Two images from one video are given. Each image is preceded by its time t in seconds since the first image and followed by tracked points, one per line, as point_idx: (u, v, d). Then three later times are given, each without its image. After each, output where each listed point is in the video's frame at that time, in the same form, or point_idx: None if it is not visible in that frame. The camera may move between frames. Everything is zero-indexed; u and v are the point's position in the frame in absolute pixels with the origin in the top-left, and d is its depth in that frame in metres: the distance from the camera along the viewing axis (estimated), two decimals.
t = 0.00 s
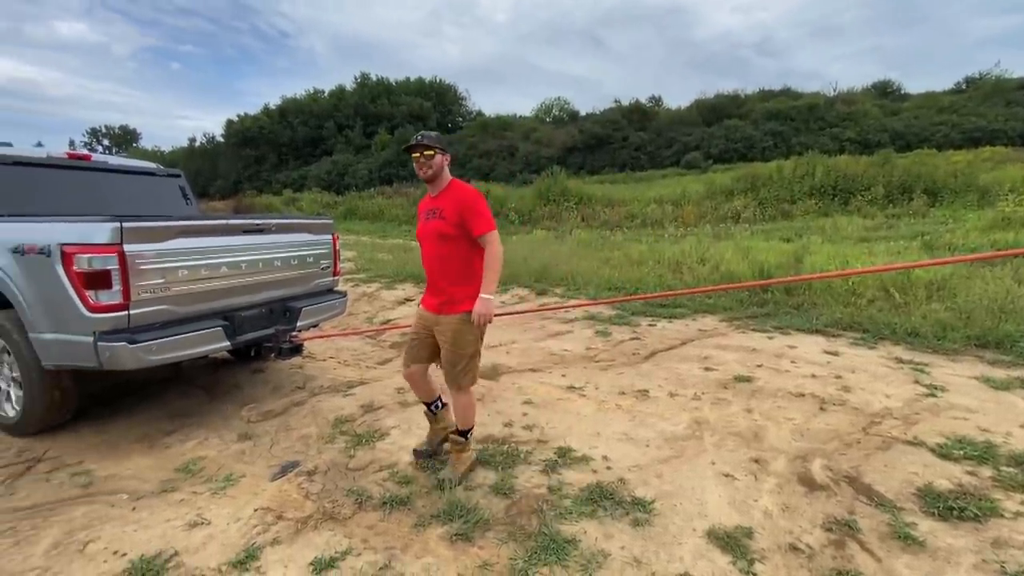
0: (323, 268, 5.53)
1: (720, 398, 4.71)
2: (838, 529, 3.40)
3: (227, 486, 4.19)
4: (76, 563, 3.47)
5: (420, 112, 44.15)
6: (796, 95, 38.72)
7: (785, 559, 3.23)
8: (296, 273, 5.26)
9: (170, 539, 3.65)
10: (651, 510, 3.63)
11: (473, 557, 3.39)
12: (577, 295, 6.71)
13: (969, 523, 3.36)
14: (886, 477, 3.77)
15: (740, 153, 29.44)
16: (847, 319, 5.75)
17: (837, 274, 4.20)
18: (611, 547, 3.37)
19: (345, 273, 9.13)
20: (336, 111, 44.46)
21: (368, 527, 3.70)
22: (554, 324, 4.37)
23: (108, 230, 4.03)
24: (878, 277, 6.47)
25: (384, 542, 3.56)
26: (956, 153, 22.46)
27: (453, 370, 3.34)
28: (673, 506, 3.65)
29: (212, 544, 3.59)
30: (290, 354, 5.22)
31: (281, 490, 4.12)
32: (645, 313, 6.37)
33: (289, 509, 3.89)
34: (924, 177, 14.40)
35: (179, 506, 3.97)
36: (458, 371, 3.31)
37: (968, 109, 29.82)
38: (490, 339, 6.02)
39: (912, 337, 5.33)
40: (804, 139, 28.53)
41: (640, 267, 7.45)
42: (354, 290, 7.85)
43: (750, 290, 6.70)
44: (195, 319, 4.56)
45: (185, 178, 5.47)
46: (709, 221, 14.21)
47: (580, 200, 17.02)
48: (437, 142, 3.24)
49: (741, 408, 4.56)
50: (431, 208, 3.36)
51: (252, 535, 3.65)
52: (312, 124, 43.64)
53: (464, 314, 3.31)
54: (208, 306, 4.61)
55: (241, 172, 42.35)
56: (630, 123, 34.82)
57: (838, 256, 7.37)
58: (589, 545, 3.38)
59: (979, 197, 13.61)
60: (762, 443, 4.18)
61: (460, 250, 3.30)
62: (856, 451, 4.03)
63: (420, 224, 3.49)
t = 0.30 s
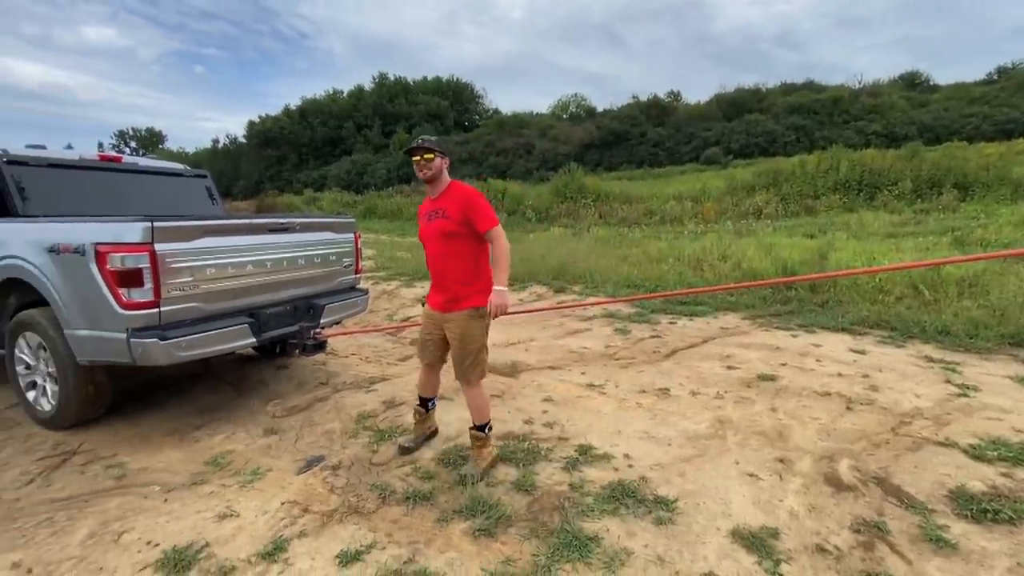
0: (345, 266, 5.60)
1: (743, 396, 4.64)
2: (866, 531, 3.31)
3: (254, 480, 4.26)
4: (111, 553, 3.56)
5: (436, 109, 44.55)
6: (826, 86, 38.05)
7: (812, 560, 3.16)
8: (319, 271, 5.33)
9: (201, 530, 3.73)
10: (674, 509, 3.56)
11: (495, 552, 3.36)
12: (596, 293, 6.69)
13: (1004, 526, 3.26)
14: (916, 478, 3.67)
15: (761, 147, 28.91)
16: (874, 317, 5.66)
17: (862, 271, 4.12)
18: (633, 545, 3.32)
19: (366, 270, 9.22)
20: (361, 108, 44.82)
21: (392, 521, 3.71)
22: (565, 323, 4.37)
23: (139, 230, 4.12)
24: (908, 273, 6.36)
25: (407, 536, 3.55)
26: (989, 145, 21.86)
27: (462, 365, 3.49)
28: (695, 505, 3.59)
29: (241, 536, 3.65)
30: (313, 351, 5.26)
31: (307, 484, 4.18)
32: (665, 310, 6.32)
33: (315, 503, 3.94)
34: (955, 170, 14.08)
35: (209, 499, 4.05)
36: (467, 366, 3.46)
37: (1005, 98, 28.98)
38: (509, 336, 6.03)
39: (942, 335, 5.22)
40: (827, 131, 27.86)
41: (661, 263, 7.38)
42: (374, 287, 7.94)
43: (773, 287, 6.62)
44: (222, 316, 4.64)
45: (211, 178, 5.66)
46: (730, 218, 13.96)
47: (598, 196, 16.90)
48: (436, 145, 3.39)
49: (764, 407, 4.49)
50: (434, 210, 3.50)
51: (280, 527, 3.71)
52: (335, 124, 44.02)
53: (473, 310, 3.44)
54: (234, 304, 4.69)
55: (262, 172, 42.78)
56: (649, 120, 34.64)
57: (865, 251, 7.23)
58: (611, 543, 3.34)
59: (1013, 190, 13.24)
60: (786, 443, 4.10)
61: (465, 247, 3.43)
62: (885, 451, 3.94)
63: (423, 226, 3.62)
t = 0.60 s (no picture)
0: (367, 263, 5.65)
1: (768, 396, 4.54)
2: (900, 534, 3.21)
3: (281, 473, 4.26)
4: (144, 542, 3.59)
5: (454, 108, 44.88)
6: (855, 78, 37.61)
7: (844, 563, 3.06)
8: (342, 268, 5.38)
9: (230, 522, 3.71)
10: (701, 508, 3.46)
11: (521, 549, 3.27)
12: (615, 290, 6.65)
13: None
14: (951, 480, 3.56)
15: (784, 142, 28.49)
16: (903, 315, 5.57)
17: (891, 269, 4.01)
18: (660, 544, 3.22)
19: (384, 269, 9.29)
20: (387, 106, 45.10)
21: (417, 516, 3.64)
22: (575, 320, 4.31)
23: (170, 227, 4.19)
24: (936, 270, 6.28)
25: (433, 531, 3.49)
26: None
27: (471, 354, 3.58)
28: (723, 505, 3.48)
29: (270, 527, 3.63)
30: (337, 347, 5.30)
31: (333, 478, 4.15)
32: (686, 308, 6.26)
33: (341, 496, 3.91)
34: (985, 164, 13.88)
35: (237, 491, 4.06)
36: (477, 355, 3.55)
37: None
38: (529, 333, 6.03)
39: (975, 334, 5.14)
40: (852, 125, 27.48)
41: (680, 261, 7.31)
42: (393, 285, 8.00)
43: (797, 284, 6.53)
44: (249, 313, 4.70)
45: (236, 177, 5.93)
46: (752, 214, 13.75)
47: (615, 193, 16.76)
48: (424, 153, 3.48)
49: (791, 407, 4.39)
50: (433, 209, 3.61)
51: (307, 520, 3.68)
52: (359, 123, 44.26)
53: (478, 302, 3.55)
54: (261, 301, 4.75)
55: (284, 172, 43.09)
56: (667, 114, 34.36)
57: (892, 248, 7.12)
58: (638, 542, 3.24)
59: None
60: (815, 443, 3.99)
61: (466, 242, 3.54)
62: (918, 453, 3.81)
63: (422, 226, 3.74)
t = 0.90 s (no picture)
0: (384, 263, 5.69)
1: (788, 397, 4.47)
2: (925, 540, 3.14)
3: (302, 470, 4.28)
4: (170, 537, 3.64)
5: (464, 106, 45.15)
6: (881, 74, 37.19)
7: (868, 569, 3.00)
8: (360, 268, 5.43)
9: (252, 518, 3.75)
10: (721, 511, 3.41)
11: (539, 549, 3.25)
12: (631, 289, 6.61)
13: None
14: (979, 485, 3.46)
15: (802, 138, 28.24)
16: (927, 315, 5.46)
17: (917, 269, 3.94)
18: (678, 546, 3.18)
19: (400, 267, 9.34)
20: (408, 106, 45.32)
21: (434, 515, 3.64)
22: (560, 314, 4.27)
23: (193, 227, 4.24)
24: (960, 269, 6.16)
25: (451, 529, 3.48)
26: None
27: (485, 349, 3.60)
28: (742, 508, 3.43)
29: (291, 524, 3.65)
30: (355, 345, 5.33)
31: (352, 475, 4.17)
32: (703, 307, 6.19)
33: (361, 494, 3.92)
34: (1010, 161, 13.67)
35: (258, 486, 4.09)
36: (492, 350, 3.58)
37: None
38: (545, 332, 6.02)
39: (1002, 334, 5.01)
40: (874, 121, 27.13)
41: (697, 260, 7.24)
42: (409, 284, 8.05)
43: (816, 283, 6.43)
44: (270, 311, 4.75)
45: (256, 177, 6.01)
46: (769, 213, 13.36)
47: (630, 192, 16.61)
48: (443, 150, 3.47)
49: (812, 408, 4.31)
50: (446, 207, 3.59)
51: (327, 517, 3.69)
52: (378, 123, 44.46)
53: (490, 298, 3.57)
54: (282, 299, 4.79)
55: (302, 172, 43.55)
56: (683, 111, 34.21)
57: (914, 246, 6.99)
58: (656, 543, 3.21)
59: None
60: (837, 446, 3.91)
61: (479, 241, 3.55)
62: (944, 457, 3.72)
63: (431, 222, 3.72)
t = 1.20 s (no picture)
0: (395, 262, 5.70)
1: (802, 398, 4.40)
2: (942, 543, 3.07)
3: (314, 468, 4.29)
4: (185, 533, 3.66)
5: (475, 103, 45.17)
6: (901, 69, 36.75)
7: (883, 572, 2.94)
8: (371, 267, 5.44)
9: (265, 515, 3.76)
10: (733, 512, 3.36)
11: (549, 550, 3.23)
12: (641, 289, 6.58)
13: None
14: (999, 488, 3.38)
15: (815, 135, 28.01)
16: (945, 314, 5.36)
17: (934, 268, 3.82)
18: (690, 547, 3.14)
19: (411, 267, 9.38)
20: (423, 105, 45.42)
21: (445, 513, 3.62)
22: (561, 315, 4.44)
23: (207, 228, 4.25)
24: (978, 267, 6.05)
25: (461, 528, 3.46)
26: None
27: (497, 347, 3.62)
28: (755, 510, 3.38)
29: (304, 521, 3.66)
30: (366, 344, 5.35)
31: (363, 473, 4.17)
32: (715, 306, 6.13)
33: (372, 492, 3.92)
34: None
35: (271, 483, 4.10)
36: (503, 347, 3.61)
37: None
38: (555, 331, 6.00)
39: (1021, 334, 4.90)
40: (890, 117, 26.82)
41: (708, 258, 7.18)
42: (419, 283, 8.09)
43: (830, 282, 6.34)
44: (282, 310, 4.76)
45: (268, 177, 6.06)
46: (782, 209, 13.34)
47: (641, 189, 16.50)
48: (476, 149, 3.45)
49: (825, 409, 4.24)
50: (465, 205, 3.57)
51: (339, 515, 3.69)
52: (391, 122, 44.70)
53: (501, 298, 3.61)
54: (294, 298, 4.80)
55: (314, 172, 44.08)
56: (695, 107, 34.00)
57: (931, 243, 6.88)
58: (667, 544, 3.17)
59: None
60: (852, 447, 3.85)
61: (497, 241, 3.58)
62: (962, 459, 3.64)
63: (444, 219, 3.65)
